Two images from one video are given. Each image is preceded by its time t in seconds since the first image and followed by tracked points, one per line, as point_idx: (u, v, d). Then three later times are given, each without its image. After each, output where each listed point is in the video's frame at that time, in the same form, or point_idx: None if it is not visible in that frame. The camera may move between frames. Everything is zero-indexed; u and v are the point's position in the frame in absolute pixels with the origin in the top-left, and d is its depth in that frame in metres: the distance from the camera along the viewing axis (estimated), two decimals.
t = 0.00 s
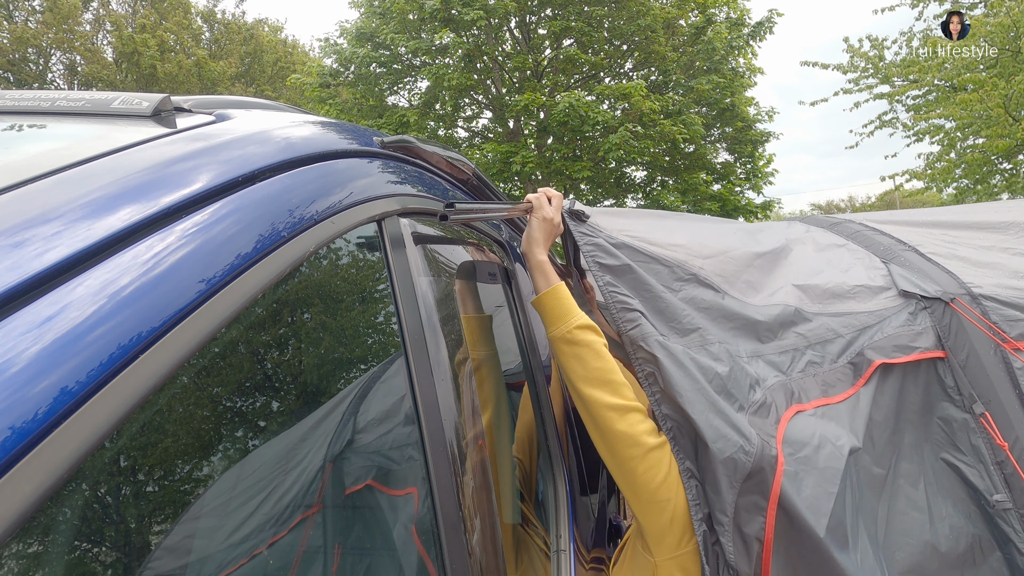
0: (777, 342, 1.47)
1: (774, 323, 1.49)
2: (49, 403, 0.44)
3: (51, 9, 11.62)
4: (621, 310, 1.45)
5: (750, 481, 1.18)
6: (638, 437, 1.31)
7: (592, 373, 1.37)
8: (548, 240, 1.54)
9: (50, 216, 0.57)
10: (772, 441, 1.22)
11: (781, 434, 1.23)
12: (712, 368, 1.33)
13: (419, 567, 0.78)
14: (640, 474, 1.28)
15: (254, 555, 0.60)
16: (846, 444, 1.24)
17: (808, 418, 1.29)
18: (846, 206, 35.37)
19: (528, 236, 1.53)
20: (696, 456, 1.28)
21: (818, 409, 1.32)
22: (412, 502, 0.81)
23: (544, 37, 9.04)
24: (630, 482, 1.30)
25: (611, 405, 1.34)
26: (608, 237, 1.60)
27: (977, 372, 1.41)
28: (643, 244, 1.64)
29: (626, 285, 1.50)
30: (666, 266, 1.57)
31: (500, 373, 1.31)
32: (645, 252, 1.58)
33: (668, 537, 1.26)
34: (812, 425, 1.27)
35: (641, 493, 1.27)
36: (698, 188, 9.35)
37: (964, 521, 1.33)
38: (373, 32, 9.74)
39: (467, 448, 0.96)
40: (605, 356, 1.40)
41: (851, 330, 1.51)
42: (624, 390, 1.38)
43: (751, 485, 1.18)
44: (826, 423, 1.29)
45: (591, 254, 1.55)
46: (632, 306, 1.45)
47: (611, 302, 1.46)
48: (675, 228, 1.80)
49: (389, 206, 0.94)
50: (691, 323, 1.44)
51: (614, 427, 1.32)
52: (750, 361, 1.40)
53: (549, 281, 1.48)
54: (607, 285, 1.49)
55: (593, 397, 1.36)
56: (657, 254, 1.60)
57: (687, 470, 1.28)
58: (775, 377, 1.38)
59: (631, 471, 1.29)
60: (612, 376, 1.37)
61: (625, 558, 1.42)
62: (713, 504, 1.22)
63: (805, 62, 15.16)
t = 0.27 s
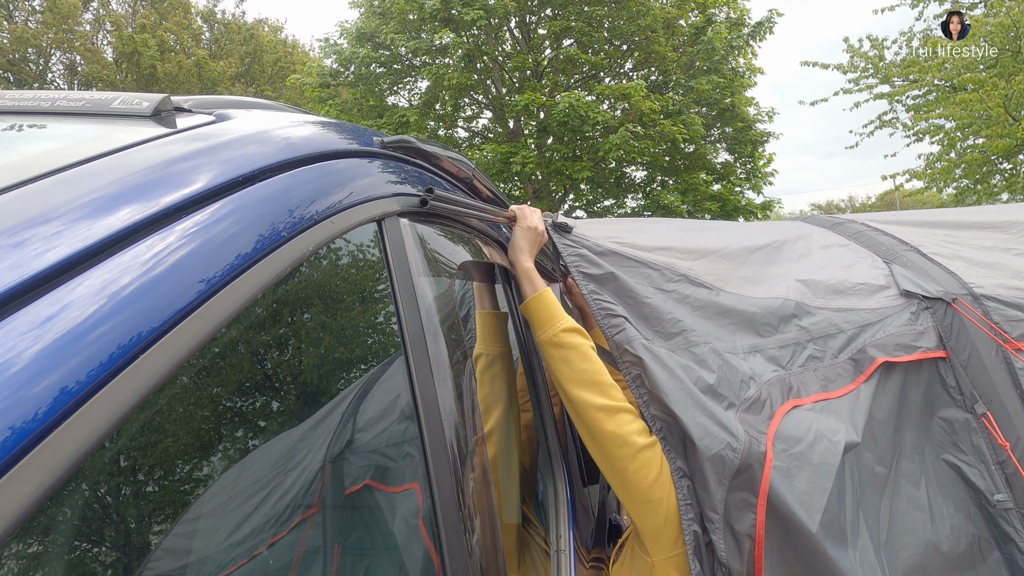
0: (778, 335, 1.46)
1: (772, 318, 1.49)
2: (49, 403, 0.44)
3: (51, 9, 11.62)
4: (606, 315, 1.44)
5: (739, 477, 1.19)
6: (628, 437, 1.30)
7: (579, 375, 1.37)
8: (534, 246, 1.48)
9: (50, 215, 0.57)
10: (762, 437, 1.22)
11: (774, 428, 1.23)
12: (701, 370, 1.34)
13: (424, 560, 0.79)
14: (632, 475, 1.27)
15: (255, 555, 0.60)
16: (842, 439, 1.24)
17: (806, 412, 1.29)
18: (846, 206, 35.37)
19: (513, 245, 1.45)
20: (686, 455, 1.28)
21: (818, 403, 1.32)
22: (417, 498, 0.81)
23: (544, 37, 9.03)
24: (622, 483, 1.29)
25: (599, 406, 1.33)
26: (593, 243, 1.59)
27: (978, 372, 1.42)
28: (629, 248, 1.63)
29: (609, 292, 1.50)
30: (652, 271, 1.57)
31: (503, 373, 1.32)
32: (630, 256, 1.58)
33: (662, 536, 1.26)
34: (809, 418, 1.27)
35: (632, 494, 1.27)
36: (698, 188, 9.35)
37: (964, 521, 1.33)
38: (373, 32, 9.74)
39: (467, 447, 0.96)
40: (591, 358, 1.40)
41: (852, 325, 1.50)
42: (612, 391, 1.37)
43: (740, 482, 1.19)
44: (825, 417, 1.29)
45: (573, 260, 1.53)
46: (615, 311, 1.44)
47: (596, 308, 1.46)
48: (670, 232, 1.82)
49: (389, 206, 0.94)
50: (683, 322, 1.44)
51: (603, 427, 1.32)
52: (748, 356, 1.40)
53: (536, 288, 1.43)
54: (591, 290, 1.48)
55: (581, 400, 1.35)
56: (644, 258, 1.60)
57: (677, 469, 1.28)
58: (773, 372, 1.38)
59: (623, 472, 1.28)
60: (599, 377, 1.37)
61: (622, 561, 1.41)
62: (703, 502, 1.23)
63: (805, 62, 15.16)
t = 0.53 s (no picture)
0: (777, 335, 1.47)
1: (773, 316, 1.49)
2: (49, 403, 0.44)
3: (51, 9, 11.61)
4: (608, 312, 1.45)
5: (740, 476, 1.19)
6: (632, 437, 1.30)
7: (585, 373, 1.37)
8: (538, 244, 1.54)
9: (50, 216, 0.57)
10: (763, 437, 1.22)
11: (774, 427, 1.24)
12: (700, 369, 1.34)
13: (424, 560, 0.79)
14: (633, 475, 1.27)
15: (255, 555, 0.60)
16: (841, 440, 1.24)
17: (805, 412, 1.29)
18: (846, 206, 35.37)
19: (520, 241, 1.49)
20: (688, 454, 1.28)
21: (817, 403, 1.32)
22: (417, 497, 0.81)
23: (544, 37, 9.03)
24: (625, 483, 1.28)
25: (604, 405, 1.34)
26: (597, 240, 1.61)
27: (978, 372, 1.42)
28: (633, 246, 1.64)
29: (612, 289, 1.51)
30: (656, 268, 1.57)
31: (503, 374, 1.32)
32: (634, 253, 1.59)
33: (664, 536, 1.26)
34: (809, 418, 1.27)
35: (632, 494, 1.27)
36: (698, 188, 9.35)
37: (964, 521, 1.33)
38: (373, 32, 9.74)
39: (467, 447, 0.96)
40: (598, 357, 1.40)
41: (851, 325, 1.50)
42: (618, 390, 1.37)
43: (741, 481, 1.19)
44: (824, 417, 1.29)
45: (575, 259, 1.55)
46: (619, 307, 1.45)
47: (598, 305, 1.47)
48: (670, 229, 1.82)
49: (389, 206, 0.94)
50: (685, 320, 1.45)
51: (605, 426, 1.32)
52: (748, 355, 1.40)
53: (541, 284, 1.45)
54: (593, 288, 1.49)
55: (585, 398, 1.36)
56: (647, 255, 1.61)
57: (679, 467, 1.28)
58: (773, 371, 1.38)
59: (625, 471, 1.28)
60: (605, 377, 1.37)
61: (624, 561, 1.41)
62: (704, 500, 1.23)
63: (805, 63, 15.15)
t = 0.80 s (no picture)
0: (777, 335, 1.47)
1: (772, 316, 1.49)
2: (49, 403, 0.44)
3: (51, 9, 11.61)
4: (612, 306, 1.44)
5: (743, 476, 1.18)
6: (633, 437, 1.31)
7: (588, 372, 1.38)
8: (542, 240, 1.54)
9: (50, 216, 0.57)
10: (764, 438, 1.23)
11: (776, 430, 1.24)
12: (702, 368, 1.34)
13: (422, 561, 0.78)
14: (634, 475, 1.27)
15: (255, 555, 0.60)
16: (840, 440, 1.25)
17: (804, 413, 1.29)
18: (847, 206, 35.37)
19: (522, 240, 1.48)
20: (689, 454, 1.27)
21: (816, 403, 1.33)
22: (415, 498, 0.81)
23: (544, 37, 9.03)
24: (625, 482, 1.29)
25: (607, 404, 1.34)
26: (604, 233, 1.58)
27: (978, 372, 1.42)
28: (639, 240, 1.62)
29: (617, 283, 1.50)
30: (661, 263, 1.56)
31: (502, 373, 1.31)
32: (640, 248, 1.57)
33: (665, 536, 1.27)
34: (810, 419, 1.28)
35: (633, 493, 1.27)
36: (698, 188, 9.35)
37: (964, 521, 1.34)
38: (373, 32, 9.74)
39: (467, 447, 0.96)
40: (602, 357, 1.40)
41: (851, 326, 1.51)
42: (621, 389, 1.38)
43: (743, 480, 1.18)
44: (824, 418, 1.30)
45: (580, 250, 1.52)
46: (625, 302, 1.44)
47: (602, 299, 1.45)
48: (671, 225, 1.80)
49: (389, 206, 0.94)
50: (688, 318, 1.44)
51: (607, 426, 1.33)
52: (748, 355, 1.40)
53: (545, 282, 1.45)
54: (597, 281, 1.47)
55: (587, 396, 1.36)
56: (652, 249, 1.59)
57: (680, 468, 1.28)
58: (773, 372, 1.38)
59: (626, 471, 1.28)
60: (608, 377, 1.38)
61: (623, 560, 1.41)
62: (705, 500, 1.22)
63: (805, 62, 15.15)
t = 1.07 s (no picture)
0: (776, 339, 1.47)
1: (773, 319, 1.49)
2: (48, 403, 0.44)
3: (51, 9, 11.59)
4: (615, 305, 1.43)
5: (746, 475, 1.18)
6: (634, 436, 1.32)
7: (588, 371, 1.37)
8: (542, 239, 1.55)
9: (50, 215, 0.57)
10: (769, 437, 1.22)
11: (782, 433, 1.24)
12: (707, 369, 1.34)
13: (419, 562, 0.78)
14: (640, 475, 1.27)
15: (255, 554, 0.60)
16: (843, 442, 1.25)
17: (806, 415, 1.29)
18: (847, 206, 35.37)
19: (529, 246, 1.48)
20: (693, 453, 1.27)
21: (818, 406, 1.33)
22: (411, 499, 0.80)
23: (544, 37, 9.02)
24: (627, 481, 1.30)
25: (608, 403, 1.34)
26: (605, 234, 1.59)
27: (977, 372, 1.42)
28: (641, 243, 1.62)
29: (619, 284, 1.49)
30: (662, 264, 1.56)
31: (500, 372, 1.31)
32: (641, 251, 1.57)
33: (667, 535, 1.27)
34: (812, 420, 1.28)
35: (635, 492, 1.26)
36: (698, 188, 9.34)
37: (964, 521, 1.34)
38: (373, 32, 9.74)
39: (467, 447, 0.96)
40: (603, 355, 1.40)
41: (850, 328, 1.51)
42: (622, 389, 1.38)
43: (747, 480, 1.18)
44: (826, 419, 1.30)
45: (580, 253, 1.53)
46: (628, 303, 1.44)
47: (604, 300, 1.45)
48: (673, 225, 1.81)
49: (389, 206, 0.94)
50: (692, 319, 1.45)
51: (610, 425, 1.32)
52: (749, 357, 1.40)
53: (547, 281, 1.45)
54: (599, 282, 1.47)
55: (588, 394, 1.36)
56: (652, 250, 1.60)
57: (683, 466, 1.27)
58: (773, 374, 1.38)
59: (630, 471, 1.28)
60: (609, 375, 1.38)
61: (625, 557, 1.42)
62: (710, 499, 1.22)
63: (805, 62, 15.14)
